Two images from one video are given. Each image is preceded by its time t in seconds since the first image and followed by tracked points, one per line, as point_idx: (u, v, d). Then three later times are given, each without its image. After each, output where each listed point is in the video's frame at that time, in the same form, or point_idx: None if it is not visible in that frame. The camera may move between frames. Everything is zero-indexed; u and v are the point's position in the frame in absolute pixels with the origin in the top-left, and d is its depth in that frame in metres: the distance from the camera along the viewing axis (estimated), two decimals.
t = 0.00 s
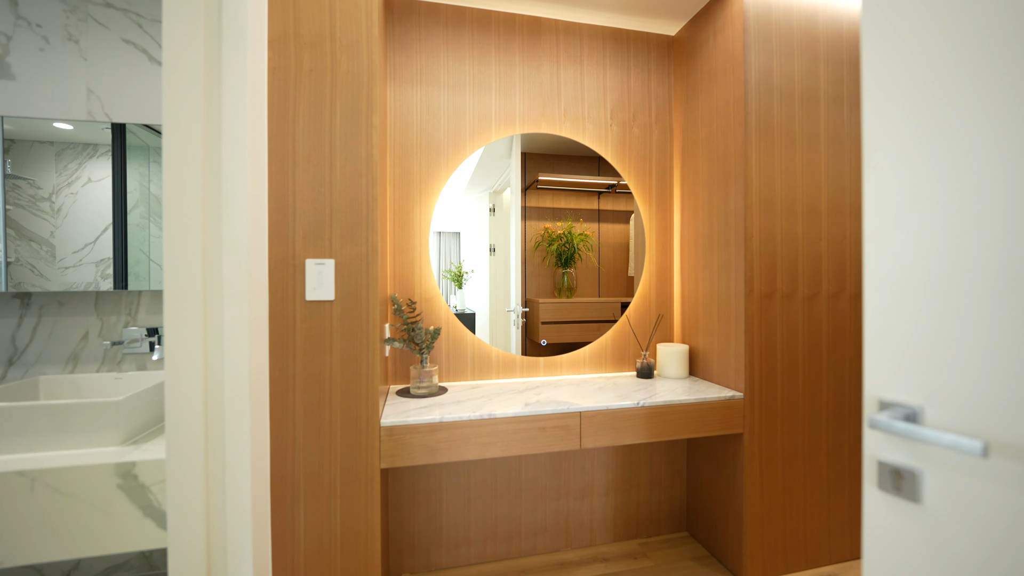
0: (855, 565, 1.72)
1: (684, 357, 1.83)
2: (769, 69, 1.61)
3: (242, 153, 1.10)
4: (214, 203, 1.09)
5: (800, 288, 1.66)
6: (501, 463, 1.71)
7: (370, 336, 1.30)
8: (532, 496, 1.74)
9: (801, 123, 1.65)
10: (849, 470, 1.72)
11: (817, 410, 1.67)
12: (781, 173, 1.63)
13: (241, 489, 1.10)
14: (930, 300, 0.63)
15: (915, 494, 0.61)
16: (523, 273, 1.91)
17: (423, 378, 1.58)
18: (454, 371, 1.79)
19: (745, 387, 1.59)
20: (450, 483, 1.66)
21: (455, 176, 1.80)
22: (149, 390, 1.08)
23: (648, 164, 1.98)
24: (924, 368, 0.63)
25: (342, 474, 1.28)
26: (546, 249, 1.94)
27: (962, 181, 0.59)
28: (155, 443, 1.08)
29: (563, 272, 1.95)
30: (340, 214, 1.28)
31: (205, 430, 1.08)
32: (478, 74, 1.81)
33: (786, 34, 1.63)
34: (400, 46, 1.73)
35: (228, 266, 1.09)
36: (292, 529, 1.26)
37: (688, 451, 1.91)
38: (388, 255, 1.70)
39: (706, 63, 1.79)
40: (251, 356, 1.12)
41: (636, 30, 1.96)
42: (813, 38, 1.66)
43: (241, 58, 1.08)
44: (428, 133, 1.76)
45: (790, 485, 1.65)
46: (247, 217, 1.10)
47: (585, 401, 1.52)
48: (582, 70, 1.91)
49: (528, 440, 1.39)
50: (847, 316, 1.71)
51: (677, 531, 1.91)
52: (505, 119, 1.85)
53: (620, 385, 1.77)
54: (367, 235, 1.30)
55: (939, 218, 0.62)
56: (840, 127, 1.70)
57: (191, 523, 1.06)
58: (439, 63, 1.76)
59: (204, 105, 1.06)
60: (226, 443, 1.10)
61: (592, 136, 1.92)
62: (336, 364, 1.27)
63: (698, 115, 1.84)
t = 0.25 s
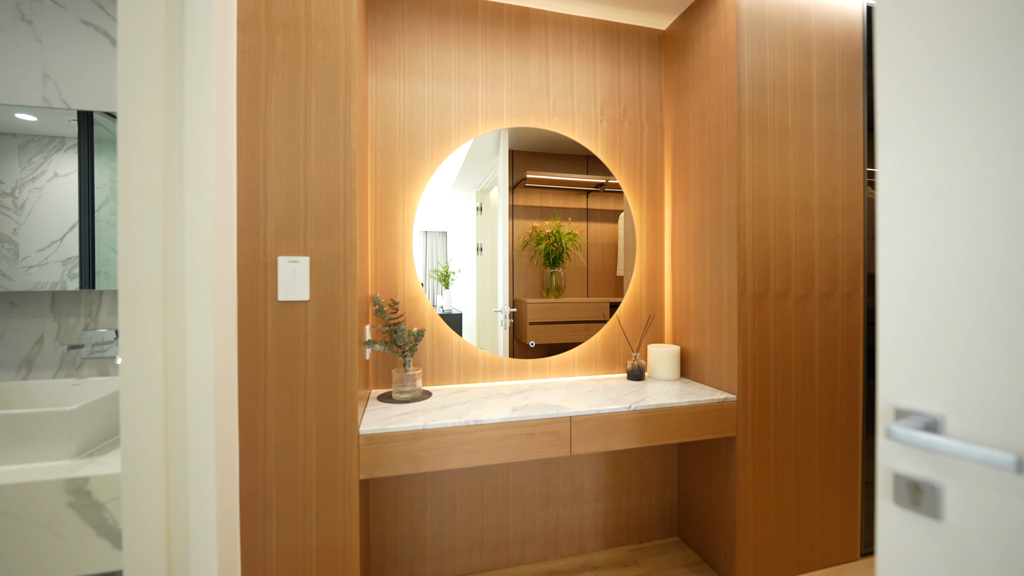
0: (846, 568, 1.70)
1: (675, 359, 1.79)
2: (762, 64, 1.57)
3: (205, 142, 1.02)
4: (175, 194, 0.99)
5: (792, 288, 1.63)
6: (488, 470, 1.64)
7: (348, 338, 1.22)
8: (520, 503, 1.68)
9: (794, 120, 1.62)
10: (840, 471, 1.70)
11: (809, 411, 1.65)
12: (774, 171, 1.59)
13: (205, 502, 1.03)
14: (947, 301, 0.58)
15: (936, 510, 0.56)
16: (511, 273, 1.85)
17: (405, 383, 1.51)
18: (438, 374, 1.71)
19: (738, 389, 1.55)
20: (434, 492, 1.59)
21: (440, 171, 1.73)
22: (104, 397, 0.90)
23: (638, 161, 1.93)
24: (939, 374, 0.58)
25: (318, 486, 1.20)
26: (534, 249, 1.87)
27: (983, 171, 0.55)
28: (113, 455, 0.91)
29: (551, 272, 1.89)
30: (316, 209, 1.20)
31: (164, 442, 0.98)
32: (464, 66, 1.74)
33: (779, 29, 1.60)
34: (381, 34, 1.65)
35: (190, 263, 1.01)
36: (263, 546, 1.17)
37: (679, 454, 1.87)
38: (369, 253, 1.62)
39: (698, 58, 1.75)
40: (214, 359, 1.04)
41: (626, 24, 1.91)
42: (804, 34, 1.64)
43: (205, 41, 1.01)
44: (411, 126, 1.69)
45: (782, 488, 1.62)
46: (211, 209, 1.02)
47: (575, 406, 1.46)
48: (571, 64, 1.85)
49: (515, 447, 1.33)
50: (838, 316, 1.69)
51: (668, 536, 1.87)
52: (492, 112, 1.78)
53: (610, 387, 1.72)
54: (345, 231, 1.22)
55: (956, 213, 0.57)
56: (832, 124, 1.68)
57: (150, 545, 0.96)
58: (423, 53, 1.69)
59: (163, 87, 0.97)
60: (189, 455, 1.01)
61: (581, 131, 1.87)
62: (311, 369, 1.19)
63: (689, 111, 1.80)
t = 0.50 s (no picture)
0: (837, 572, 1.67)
1: (665, 361, 1.75)
2: (753, 60, 1.54)
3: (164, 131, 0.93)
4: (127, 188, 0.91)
5: (784, 288, 1.60)
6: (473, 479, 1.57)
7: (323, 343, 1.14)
8: (506, 512, 1.62)
9: (785, 118, 1.59)
10: (830, 474, 1.67)
11: (800, 414, 1.62)
12: (765, 169, 1.56)
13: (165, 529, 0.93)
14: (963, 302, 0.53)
15: (957, 532, 0.52)
16: (497, 275, 1.78)
17: (386, 390, 1.43)
18: (421, 379, 1.64)
19: (730, 393, 1.52)
20: (417, 502, 1.52)
21: (423, 168, 1.66)
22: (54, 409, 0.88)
23: (627, 159, 1.89)
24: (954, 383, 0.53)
25: (290, 502, 1.12)
26: (521, 249, 1.81)
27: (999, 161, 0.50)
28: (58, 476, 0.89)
29: (538, 273, 1.83)
30: (287, 205, 1.12)
31: (115, 460, 0.90)
32: (447, 58, 1.67)
33: (770, 25, 1.57)
34: (361, 23, 1.57)
35: (148, 264, 0.92)
36: (230, 568, 1.09)
37: (669, 458, 1.83)
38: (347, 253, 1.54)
39: (688, 53, 1.71)
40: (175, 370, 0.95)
41: (614, 18, 1.87)
42: (795, 30, 1.61)
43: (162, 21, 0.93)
44: (392, 119, 1.61)
45: (774, 492, 1.59)
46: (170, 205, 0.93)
47: (563, 411, 1.40)
48: (558, 58, 1.80)
49: (501, 456, 1.27)
50: (829, 317, 1.67)
51: (658, 543, 1.83)
52: (476, 106, 1.71)
53: (599, 391, 1.67)
54: (319, 229, 1.14)
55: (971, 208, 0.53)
56: (822, 123, 1.66)
57: (99, 573, 0.87)
58: (405, 44, 1.62)
59: (113, 70, 0.88)
60: (145, 474, 0.92)
61: (569, 128, 1.82)
62: (282, 376, 1.11)
63: (678, 108, 1.76)
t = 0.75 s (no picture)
0: None
1: (654, 364, 1.71)
2: (743, 57, 1.51)
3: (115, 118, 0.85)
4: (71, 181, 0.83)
5: (773, 290, 1.57)
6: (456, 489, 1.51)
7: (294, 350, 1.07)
8: (490, 523, 1.56)
9: (774, 117, 1.57)
10: (818, 478, 1.66)
11: (789, 417, 1.60)
12: (755, 169, 1.53)
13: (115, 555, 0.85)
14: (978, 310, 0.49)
15: (978, 560, 0.47)
16: (482, 275, 1.72)
17: (363, 398, 1.36)
18: (401, 386, 1.57)
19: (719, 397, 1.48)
20: (396, 515, 1.45)
21: (404, 164, 1.58)
22: None
23: (615, 158, 1.84)
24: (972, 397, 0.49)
25: (257, 521, 1.04)
26: (507, 249, 1.75)
27: (1017, 158, 0.46)
28: None
29: (524, 273, 1.77)
30: (254, 201, 1.04)
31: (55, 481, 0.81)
32: (430, 49, 1.60)
33: (760, 22, 1.54)
34: (338, 11, 1.49)
35: (95, 263, 0.84)
36: None
37: (657, 463, 1.79)
38: (323, 253, 1.46)
39: (677, 50, 1.67)
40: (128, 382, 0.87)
41: (602, 14, 1.82)
42: (785, 29, 1.59)
43: None
44: (371, 113, 1.54)
45: (763, 498, 1.56)
46: (119, 200, 0.85)
47: (550, 418, 1.35)
48: (545, 52, 1.75)
49: (486, 467, 1.21)
50: (817, 320, 1.65)
51: (647, 550, 1.79)
52: (460, 101, 1.65)
53: (587, 396, 1.62)
54: (289, 227, 1.06)
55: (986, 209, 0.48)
56: (811, 123, 1.64)
57: None
58: (385, 34, 1.54)
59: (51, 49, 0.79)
60: (89, 496, 0.84)
61: (556, 125, 1.76)
62: (249, 386, 1.03)
63: (667, 106, 1.73)
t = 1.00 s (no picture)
0: None
1: (642, 368, 1.68)
2: (732, 57, 1.49)
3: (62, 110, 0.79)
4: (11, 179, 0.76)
5: (762, 293, 1.55)
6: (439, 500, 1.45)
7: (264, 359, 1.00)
8: (475, 535, 1.50)
9: (764, 118, 1.55)
10: (807, 482, 1.64)
11: (778, 422, 1.58)
12: (745, 170, 1.51)
13: None
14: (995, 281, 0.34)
15: None
16: (468, 276, 1.67)
17: (342, 408, 1.29)
18: (382, 394, 1.50)
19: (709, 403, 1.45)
20: (377, 529, 1.38)
21: (384, 162, 1.52)
22: None
23: (603, 158, 1.80)
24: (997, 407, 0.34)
25: (222, 544, 0.96)
26: (492, 250, 1.70)
27: None
28: None
29: (510, 274, 1.72)
30: (219, 200, 0.97)
31: None
32: (412, 43, 1.54)
33: (749, 21, 1.52)
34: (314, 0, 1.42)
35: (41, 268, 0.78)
36: None
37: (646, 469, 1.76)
38: (298, 255, 1.38)
39: (666, 49, 1.64)
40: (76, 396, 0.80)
41: (590, 10, 1.78)
42: (773, 29, 1.57)
43: None
44: (350, 108, 1.47)
45: (753, 504, 1.54)
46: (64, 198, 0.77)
47: (537, 427, 1.30)
48: (531, 49, 1.70)
49: (470, 480, 1.15)
50: (806, 322, 1.64)
51: (635, 558, 1.75)
52: (443, 97, 1.59)
53: (575, 402, 1.57)
54: (257, 228, 0.99)
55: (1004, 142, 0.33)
56: (800, 124, 1.62)
57: None
58: (364, 26, 1.48)
59: None
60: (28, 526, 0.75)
61: (543, 123, 1.72)
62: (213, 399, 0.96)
63: (655, 105, 1.69)
